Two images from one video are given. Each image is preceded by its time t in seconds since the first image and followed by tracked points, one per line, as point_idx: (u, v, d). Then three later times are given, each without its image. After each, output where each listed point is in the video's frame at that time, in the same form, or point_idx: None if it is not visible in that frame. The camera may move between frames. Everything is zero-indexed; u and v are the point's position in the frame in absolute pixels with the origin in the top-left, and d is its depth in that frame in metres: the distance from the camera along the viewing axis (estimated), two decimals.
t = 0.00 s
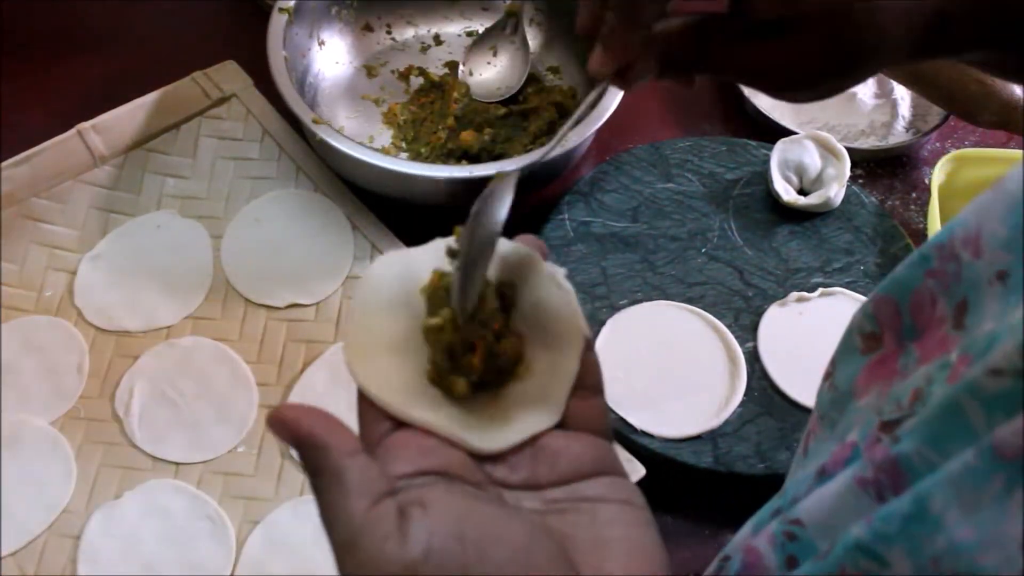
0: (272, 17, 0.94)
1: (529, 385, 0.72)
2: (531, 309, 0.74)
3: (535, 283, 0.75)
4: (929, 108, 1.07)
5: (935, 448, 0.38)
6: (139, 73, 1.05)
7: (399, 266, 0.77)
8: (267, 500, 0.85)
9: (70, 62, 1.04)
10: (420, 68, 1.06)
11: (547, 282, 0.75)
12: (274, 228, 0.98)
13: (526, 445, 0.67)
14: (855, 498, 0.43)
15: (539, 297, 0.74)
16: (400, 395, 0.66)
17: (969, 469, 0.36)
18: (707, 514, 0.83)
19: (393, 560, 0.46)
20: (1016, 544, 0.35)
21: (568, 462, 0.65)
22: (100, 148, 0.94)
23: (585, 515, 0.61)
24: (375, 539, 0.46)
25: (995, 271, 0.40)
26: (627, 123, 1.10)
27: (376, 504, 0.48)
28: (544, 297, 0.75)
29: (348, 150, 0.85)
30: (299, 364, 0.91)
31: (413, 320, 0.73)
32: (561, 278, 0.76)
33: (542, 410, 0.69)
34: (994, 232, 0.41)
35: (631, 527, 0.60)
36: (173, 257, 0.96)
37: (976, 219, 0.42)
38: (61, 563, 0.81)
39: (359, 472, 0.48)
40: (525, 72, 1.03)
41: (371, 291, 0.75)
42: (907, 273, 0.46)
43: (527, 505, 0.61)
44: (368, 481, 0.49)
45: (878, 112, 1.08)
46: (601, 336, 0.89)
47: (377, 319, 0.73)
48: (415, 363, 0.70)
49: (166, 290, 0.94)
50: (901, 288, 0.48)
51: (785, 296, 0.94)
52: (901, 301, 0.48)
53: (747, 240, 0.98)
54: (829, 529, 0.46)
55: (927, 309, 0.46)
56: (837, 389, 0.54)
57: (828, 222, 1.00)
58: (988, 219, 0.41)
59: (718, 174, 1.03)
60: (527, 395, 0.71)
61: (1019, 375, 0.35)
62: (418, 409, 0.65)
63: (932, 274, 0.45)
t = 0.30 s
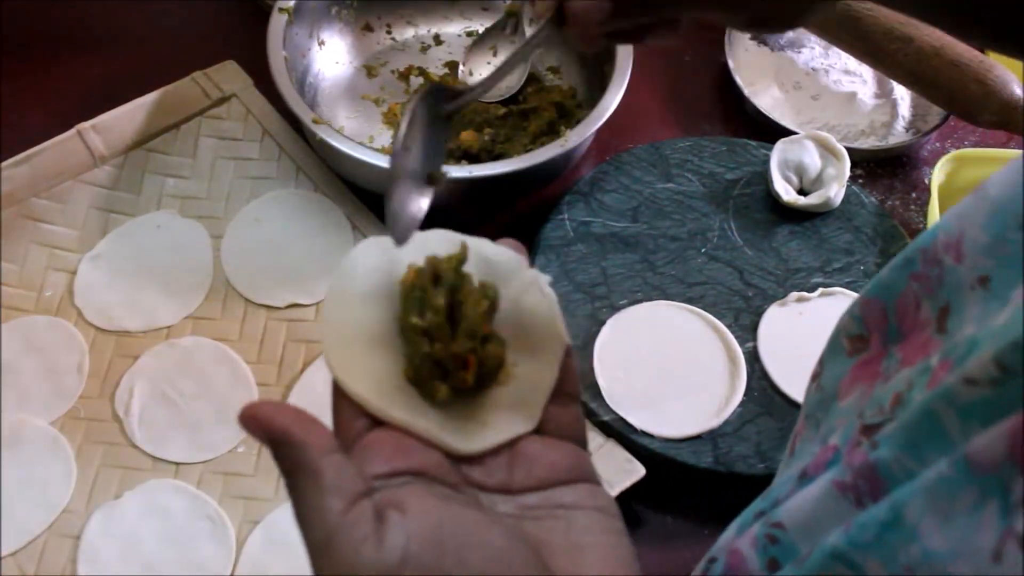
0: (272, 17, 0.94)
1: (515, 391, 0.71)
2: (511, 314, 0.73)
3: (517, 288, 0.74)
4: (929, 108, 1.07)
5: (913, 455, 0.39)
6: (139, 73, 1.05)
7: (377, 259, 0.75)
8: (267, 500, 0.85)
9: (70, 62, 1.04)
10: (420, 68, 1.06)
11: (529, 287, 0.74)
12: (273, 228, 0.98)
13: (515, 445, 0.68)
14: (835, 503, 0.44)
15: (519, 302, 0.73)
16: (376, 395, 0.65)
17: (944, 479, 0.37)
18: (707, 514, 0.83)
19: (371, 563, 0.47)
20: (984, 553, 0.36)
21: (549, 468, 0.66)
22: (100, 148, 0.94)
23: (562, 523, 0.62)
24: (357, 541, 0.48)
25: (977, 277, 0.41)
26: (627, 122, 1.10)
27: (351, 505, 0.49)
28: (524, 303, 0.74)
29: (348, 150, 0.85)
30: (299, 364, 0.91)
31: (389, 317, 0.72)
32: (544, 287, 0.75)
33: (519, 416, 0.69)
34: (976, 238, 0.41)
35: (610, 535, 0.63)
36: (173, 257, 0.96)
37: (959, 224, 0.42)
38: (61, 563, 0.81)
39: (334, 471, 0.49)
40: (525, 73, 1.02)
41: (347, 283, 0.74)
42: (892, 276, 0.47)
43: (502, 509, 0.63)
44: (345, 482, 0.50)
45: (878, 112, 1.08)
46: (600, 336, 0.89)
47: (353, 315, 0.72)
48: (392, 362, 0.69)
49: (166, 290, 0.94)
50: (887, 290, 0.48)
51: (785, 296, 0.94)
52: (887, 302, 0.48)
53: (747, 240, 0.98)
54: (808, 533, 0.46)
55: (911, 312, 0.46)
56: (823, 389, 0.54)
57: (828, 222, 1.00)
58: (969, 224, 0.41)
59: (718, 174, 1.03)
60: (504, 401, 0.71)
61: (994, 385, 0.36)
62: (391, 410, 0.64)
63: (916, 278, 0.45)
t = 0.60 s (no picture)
0: (272, 17, 0.94)
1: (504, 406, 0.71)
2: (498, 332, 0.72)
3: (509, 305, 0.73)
4: (929, 108, 1.08)
5: (889, 453, 0.40)
6: (139, 72, 1.05)
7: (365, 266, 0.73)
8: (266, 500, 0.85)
9: (70, 62, 1.04)
10: (420, 68, 1.06)
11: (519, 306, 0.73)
12: (273, 229, 0.98)
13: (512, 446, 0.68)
14: (815, 502, 0.44)
15: (508, 319, 0.72)
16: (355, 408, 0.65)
17: (917, 479, 0.37)
18: (707, 514, 0.83)
19: None
20: (955, 554, 0.35)
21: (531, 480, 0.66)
22: (100, 148, 0.94)
23: (535, 546, 0.60)
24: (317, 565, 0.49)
25: (958, 274, 0.41)
26: (627, 122, 1.10)
27: (312, 529, 0.51)
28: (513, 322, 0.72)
29: (349, 150, 0.85)
30: (299, 364, 0.91)
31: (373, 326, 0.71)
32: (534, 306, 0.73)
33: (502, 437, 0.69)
34: (958, 235, 0.42)
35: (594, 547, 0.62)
36: (172, 258, 0.96)
37: (941, 221, 0.43)
38: (61, 563, 0.81)
39: (293, 493, 0.51)
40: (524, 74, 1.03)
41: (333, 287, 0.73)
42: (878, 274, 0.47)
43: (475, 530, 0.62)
44: (303, 504, 0.51)
45: (878, 111, 1.08)
46: (600, 336, 0.89)
47: (336, 322, 0.71)
48: (374, 375, 0.68)
49: (165, 290, 0.94)
50: (873, 287, 0.48)
51: (785, 296, 0.94)
52: (874, 299, 0.49)
53: (747, 240, 0.98)
54: (789, 532, 0.46)
55: (896, 309, 0.47)
56: (810, 386, 0.54)
57: (828, 222, 1.00)
58: (952, 221, 0.42)
59: (718, 174, 1.03)
60: (486, 419, 0.70)
61: (965, 384, 0.36)
62: (370, 423, 0.64)
63: (900, 275, 0.46)
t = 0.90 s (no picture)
0: (272, 17, 0.94)
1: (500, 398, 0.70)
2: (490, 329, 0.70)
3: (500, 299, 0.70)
4: (929, 108, 1.07)
5: (872, 466, 0.39)
6: (138, 72, 1.05)
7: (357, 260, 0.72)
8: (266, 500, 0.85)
9: (70, 62, 1.04)
10: (420, 68, 1.06)
11: (511, 299, 0.71)
12: (272, 229, 0.98)
13: (510, 446, 0.67)
14: (797, 513, 0.43)
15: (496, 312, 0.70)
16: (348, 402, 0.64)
17: (897, 493, 0.36)
18: (707, 514, 0.82)
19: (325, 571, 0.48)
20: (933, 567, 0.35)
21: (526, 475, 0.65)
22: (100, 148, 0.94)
23: (529, 540, 0.59)
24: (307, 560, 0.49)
25: (945, 289, 0.40)
26: (627, 122, 1.10)
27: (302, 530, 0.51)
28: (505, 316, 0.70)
29: (349, 150, 0.85)
30: (299, 364, 0.91)
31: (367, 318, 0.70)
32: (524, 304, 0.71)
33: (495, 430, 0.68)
34: (943, 249, 0.40)
35: (591, 542, 0.62)
36: (173, 258, 0.96)
37: (927, 234, 0.41)
38: (60, 563, 0.81)
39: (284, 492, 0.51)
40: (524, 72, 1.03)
41: (326, 280, 0.72)
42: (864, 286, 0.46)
43: (471, 524, 0.62)
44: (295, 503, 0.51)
45: (879, 111, 1.08)
46: (600, 335, 0.89)
47: (330, 316, 0.71)
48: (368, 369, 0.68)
49: (165, 290, 0.94)
50: (861, 298, 0.47)
51: (785, 296, 0.94)
52: (862, 310, 0.47)
53: (747, 240, 0.98)
54: (773, 542, 0.45)
55: (884, 321, 0.45)
56: (799, 392, 0.53)
57: (828, 222, 1.00)
58: (936, 235, 0.40)
59: (717, 174, 1.03)
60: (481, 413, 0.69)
61: (948, 399, 0.35)
62: (360, 419, 0.64)
63: (887, 287, 0.44)
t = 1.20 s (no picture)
0: (272, 17, 0.94)
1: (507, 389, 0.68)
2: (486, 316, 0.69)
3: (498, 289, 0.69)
4: (929, 108, 1.08)
5: (865, 460, 0.38)
6: (138, 72, 1.05)
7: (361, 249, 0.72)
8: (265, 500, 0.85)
9: (70, 63, 1.04)
10: (420, 68, 1.06)
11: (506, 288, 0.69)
12: (272, 228, 0.98)
13: (507, 437, 0.67)
14: (793, 507, 0.43)
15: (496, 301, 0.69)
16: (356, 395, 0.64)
17: (886, 485, 0.36)
18: (707, 514, 0.82)
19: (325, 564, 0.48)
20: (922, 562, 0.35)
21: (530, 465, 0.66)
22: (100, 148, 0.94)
23: (530, 522, 0.61)
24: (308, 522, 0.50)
25: (941, 284, 0.40)
26: (627, 122, 1.10)
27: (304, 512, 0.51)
28: (501, 305, 0.69)
29: (348, 150, 0.85)
30: (299, 364, 0.91)
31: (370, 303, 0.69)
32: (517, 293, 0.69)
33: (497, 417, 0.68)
34: (941, 246, 0.40)
35: (591, 542, 0.62)
36: (173, 258, 0.96)
37: (925, 231, 0.41)
38: (60, 563, 0.81)
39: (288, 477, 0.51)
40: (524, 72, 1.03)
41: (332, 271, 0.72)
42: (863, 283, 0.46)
43: (473, 509, 0.62)
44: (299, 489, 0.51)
45: (879, 111, 1.08)
46: (600, 335, 0.89)
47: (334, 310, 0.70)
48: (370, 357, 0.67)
49: (165, 290, 0.94)
50: (860, 295, 0.47)
51: (785, 296, 0.94)
52: (861, 307, 0.47)
53: (747, 240, 0.98)
54: (770, 538, 0.45)
55: (881, 318, 0.45)
56: (798, 391, 0.53)
57: (828, 222, 1.00)
58: (934, 232, 0.41)
59: (717, 174, 1.03)
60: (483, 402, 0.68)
61: (942, 393, 0.35)
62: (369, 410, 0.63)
63: (885, 284, 0.44)
